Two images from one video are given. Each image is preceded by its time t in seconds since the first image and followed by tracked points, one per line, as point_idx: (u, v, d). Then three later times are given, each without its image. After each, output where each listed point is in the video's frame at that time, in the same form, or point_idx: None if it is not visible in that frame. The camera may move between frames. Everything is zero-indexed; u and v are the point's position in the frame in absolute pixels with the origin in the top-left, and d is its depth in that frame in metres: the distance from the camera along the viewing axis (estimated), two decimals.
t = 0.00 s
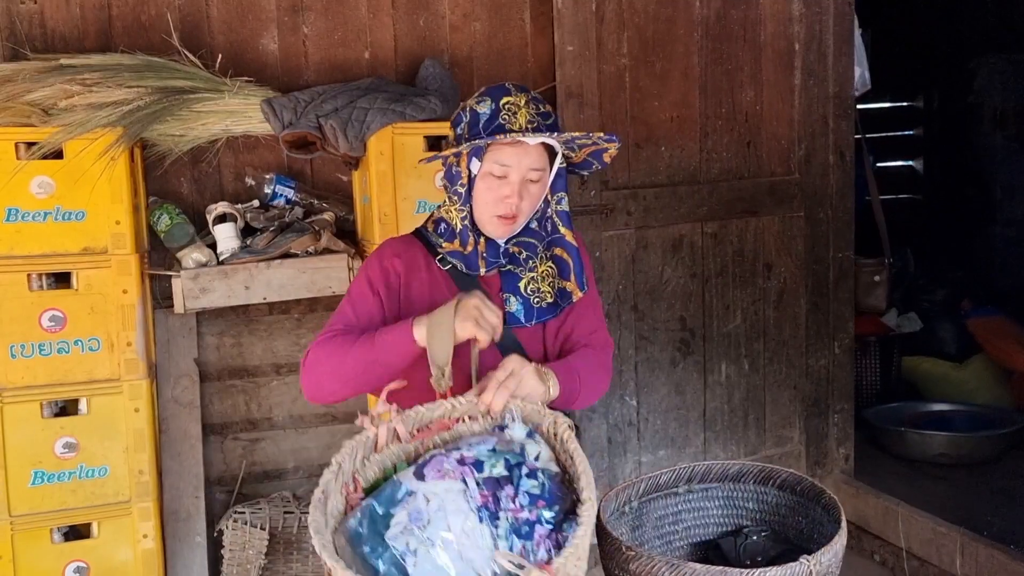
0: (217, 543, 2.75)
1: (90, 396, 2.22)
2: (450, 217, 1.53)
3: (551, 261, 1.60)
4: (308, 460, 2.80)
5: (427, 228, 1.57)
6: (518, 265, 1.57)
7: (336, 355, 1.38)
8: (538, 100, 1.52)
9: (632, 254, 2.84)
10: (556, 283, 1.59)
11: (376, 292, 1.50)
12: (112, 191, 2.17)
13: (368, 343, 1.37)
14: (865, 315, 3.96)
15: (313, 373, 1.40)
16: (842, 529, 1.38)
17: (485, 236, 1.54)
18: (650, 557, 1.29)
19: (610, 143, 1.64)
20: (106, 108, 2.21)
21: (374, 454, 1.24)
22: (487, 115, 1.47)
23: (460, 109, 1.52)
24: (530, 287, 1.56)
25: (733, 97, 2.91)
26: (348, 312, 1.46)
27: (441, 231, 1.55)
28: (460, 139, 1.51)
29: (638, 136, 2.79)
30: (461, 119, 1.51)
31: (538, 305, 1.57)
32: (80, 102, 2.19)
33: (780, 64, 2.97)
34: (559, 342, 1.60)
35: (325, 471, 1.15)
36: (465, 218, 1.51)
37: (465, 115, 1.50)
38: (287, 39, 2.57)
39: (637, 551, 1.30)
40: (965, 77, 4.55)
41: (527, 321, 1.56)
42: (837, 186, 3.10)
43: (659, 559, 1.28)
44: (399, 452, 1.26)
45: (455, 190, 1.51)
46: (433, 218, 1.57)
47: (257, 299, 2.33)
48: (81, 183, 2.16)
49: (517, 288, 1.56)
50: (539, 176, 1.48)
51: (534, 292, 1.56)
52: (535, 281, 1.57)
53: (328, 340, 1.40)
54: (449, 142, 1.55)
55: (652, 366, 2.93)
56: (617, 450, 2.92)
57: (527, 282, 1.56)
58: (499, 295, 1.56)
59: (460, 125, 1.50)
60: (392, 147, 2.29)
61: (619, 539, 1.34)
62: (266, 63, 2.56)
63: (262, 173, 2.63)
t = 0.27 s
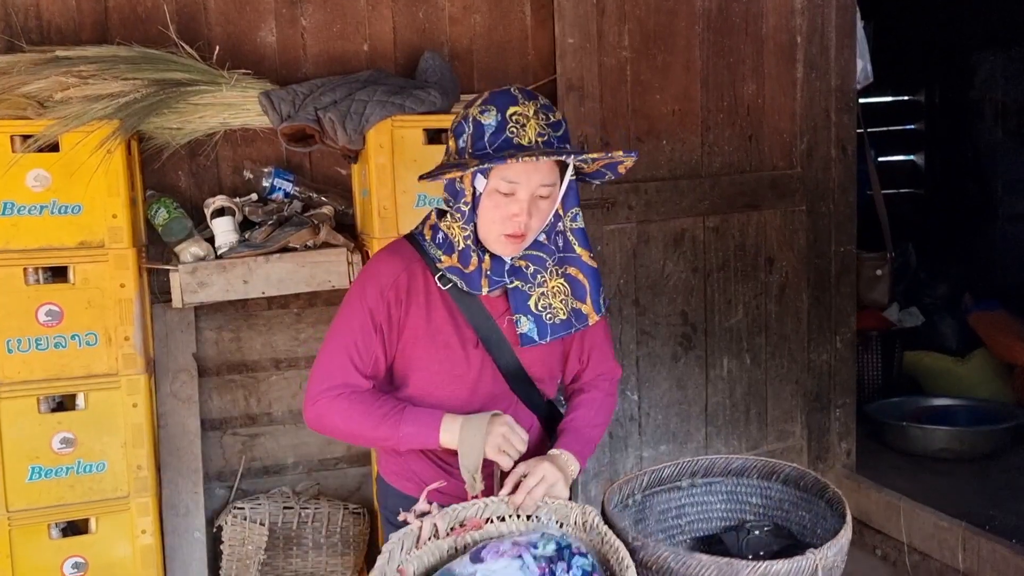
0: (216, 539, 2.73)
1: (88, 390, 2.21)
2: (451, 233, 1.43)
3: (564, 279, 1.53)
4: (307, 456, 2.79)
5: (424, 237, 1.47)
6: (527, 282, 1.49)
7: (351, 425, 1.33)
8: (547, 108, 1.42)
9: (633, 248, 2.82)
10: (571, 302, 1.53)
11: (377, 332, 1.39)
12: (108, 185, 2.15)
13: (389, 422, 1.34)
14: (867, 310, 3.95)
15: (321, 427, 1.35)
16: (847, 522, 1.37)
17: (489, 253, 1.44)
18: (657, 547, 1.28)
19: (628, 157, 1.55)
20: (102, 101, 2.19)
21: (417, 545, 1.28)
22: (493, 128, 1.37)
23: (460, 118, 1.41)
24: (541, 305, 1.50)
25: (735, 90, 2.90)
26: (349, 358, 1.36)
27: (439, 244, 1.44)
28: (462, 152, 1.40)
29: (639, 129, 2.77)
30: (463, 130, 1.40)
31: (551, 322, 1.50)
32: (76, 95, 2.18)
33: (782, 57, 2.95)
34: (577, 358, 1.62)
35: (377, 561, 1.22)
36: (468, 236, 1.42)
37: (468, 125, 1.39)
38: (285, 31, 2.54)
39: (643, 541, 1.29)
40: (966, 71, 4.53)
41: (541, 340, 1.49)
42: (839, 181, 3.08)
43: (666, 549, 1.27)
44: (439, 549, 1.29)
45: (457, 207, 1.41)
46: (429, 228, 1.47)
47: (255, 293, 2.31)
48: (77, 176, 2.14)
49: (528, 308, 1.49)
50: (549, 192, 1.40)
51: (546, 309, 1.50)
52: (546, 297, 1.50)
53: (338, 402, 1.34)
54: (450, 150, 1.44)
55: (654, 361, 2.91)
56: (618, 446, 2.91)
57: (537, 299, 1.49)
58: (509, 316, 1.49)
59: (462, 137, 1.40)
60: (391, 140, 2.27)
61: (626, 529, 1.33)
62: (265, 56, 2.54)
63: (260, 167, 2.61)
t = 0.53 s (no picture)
0: (217, 524, 2.74)
1: (88, 376, 2.20)
2: (465, 223, 1.42)
3: (572, 270, 1.50)
4: (308, 442, 2.79)
5: (436, 221, 1.45)
6: (534, 271, 1.47)
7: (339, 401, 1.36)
8: (563, 98, 1.38)
9: (635, 235, 2.81)
10: (577, 294, 1.50)
11: (382, 314, 1.40)
12: (108, 169, 2.14)
13: (376, 411, 1.38)
14: (869, 298, 3.94)
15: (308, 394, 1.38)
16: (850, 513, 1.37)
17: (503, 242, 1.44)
18: (654, 542, 1.27)
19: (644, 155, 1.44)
20: (102, 85, 2.18)
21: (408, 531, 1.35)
22: (510, 121, 1.33)
23: (475, 108, 1.36)
24: (545, 296, 1.47)
25: (738, 76, 2.88)
26: (349, 336, 1.37)
27: (451, 228, 1.42)
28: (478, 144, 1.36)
29: (642, 115, 2.76)
30: (478, 121, 1.35)
31: (554, 315, 1.48)
32: (75, 79, 2.17)
33: (785, 42, 2.93)
34: (576, 344, 1.64)
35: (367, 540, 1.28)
36: (484, 228, 1.41)
37: (483, 117, 1.35)
38: (285, 15, 2.52)
39: (641, 537, 1.29)
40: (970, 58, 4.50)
41: (541, 332, 1.47)
42: (842, 167, 3.07)
43: (664, 545, 1.27)
44: (427, 533, 1.37)
45: (474, 199, 1.39)
46: (441, 213, 1.45)
47: (256, 279, 2.30)
48: (76, 161, 2.13)
49: (532, 297, 1.46)
50: (565, 183, 1.38)
51: (549, 300, 1.48)
52: (551, 288, 1.48)
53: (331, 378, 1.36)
54: (461, 139, 1.39)
55: (655, 348, 2.91)
56: (619, 433, 2.90)
57: (542, 290, 1.47)
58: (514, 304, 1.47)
59: (478, 128, 1.35)
60: (392, 124, 2.26)
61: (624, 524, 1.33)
62: (265, 40, 2.52)
63: (260, 152, 2.59)
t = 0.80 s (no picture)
0: (216, 514, 2.74)
1: (87, 365, 2.20)
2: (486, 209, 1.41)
3: (584, 258, 1.51)
4: (307, 432, 2.79)
5: (450, 207, 1.44)
6: (546, 258, 1.47)
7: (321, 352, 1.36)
8: (592, 95, 1.38)
9: (635, 226, 2.81)
10: (587, 281, 1.51)
11: (386, 283, 1.39)
12: (107, 158, 2.13)
13: (355, 366, 1.37)
14: (869, 289, 3.94)
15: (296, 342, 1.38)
16: (849, 508, 1.37)
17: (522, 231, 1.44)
18: (654, 535, 1.29)
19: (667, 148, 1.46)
20: (100, 74, 2.17)
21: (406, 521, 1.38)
22: (548, 115, 1.32)
23: (507, 101, 1.34)
24: (558, 282, 1.48)
25: (739, 67, 2.87)
26: (348, 295, 1.37)
27: (466, 215, 1.42)
28: (512, 138, 1.34)
29: (642, 106, 2.75)
30: (512, 114, 1.33)
31: (566, 300, 1.49)
32: (73, 67, 2.16)
33: (787, 33, 2.92)
34: (583, 334, 1.63)
35: (365, 527, 1.31)
36: (509, 217, 1.41)
37: (518, 109, 1.33)
38: (285, 4, 2.51)
39: (640, 529, 1.30)
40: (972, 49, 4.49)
41: (555, 316, 1.48)
42: (842, 159, 3.07)
43: (664, 537, 1.28)
44: (426, 523, 1.40)
45: (502, 188, 1.39)
46: (457, 200, 1.45)
47: (255, 269, 2.30)
48: (75, 150, 2.12)
49: (545, 283, 1.47)
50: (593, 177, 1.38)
51: (562, 286, 1.48)
52: (564, 274, 1.49)
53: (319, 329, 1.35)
54: (485, 131, 1.37)
55: (654, 339, 2.91)
56: (618, 423, 2.91)
57: (555, 276, 1.48)
58: (526, 290, 1.48)
59: (512, 121, 1.33)
60: (392, 114, 2.25)
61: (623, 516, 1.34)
62: (264, 29, 2.51)
63: (259, 142, 2.59)
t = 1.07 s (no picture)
0: (212, 509, 2.73)
1: (82, 361, 2.19)
2: (546, 203, 1.39)
3: (630, 243, 1.52)
4: (304, 428, 2.78)
5: (501, 205, 1.42)
6: (592, 245, 1.48)
7: (362, 313, 1.28)
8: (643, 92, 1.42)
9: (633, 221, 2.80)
10: (636, 263, 1.51)
11: (434, 263, 1.38)
12: (101, 153, 2.12)
13: (392, 322, 1.28)
14: (867, 285, 3.93)
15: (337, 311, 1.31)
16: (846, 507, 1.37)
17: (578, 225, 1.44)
18: (649, 535, 1.28)
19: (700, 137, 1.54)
20: (95, 67, 2.16)
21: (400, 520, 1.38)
22: (619, 116, 1.34)
23: (574, 104, 1.34)
24: (606, 269, 1.48)
25: (738, 62, 2.85)
26: (396, 269, 1.34)
27: (518, 211, 1.40)
28: (586, 140, 1.34)
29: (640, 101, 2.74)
30: (583, 116, 1.34)
31: (615, 286, 1.48)
32: (68, 61, 2.14)
33: (787, 27, 2.91)
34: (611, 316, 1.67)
35: (360, 526, 1.30)
36: (575, 212, 1.40)
37: (589, 112, 1.33)
38: None
39: (636, 529, 1.30)
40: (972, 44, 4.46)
41: (605, 302, 1.47)
42: (841, 154, 3.06)
43: (659, 537, 1.27)
44: (420, 521, 1.40)
45: (575, 184, 1.37)
46: (507, 199, 1.42)
47: (251, 264, 2.29)
48: (70, 144, 2.11)
49: (593, 270, 1.47)
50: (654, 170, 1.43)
51: (610, 272, 1.48)
52: (610, 261, 1.48)
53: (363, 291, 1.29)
54: (547, 135, 1.36)
55: (652, 335, 2.90)
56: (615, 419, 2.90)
57: (602, 263, 1.47)
58: (574, 277, 1.47)
59: (584, 124, 1.34)
60: (388, 109, 2.24)
61: (619, 516, 1.34)
62: (260, 23, 2.49)
63: (256, 136, 2.58)
